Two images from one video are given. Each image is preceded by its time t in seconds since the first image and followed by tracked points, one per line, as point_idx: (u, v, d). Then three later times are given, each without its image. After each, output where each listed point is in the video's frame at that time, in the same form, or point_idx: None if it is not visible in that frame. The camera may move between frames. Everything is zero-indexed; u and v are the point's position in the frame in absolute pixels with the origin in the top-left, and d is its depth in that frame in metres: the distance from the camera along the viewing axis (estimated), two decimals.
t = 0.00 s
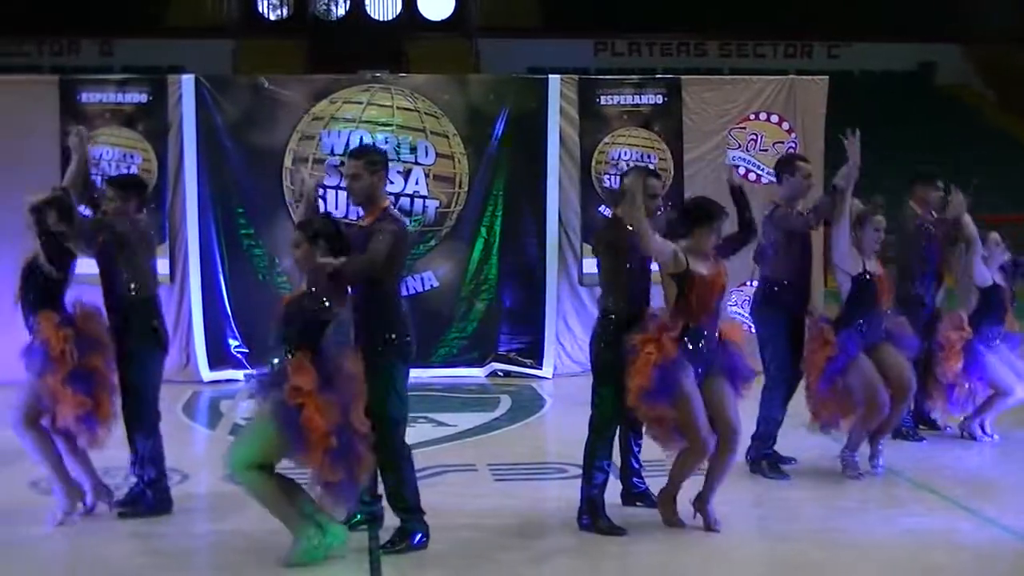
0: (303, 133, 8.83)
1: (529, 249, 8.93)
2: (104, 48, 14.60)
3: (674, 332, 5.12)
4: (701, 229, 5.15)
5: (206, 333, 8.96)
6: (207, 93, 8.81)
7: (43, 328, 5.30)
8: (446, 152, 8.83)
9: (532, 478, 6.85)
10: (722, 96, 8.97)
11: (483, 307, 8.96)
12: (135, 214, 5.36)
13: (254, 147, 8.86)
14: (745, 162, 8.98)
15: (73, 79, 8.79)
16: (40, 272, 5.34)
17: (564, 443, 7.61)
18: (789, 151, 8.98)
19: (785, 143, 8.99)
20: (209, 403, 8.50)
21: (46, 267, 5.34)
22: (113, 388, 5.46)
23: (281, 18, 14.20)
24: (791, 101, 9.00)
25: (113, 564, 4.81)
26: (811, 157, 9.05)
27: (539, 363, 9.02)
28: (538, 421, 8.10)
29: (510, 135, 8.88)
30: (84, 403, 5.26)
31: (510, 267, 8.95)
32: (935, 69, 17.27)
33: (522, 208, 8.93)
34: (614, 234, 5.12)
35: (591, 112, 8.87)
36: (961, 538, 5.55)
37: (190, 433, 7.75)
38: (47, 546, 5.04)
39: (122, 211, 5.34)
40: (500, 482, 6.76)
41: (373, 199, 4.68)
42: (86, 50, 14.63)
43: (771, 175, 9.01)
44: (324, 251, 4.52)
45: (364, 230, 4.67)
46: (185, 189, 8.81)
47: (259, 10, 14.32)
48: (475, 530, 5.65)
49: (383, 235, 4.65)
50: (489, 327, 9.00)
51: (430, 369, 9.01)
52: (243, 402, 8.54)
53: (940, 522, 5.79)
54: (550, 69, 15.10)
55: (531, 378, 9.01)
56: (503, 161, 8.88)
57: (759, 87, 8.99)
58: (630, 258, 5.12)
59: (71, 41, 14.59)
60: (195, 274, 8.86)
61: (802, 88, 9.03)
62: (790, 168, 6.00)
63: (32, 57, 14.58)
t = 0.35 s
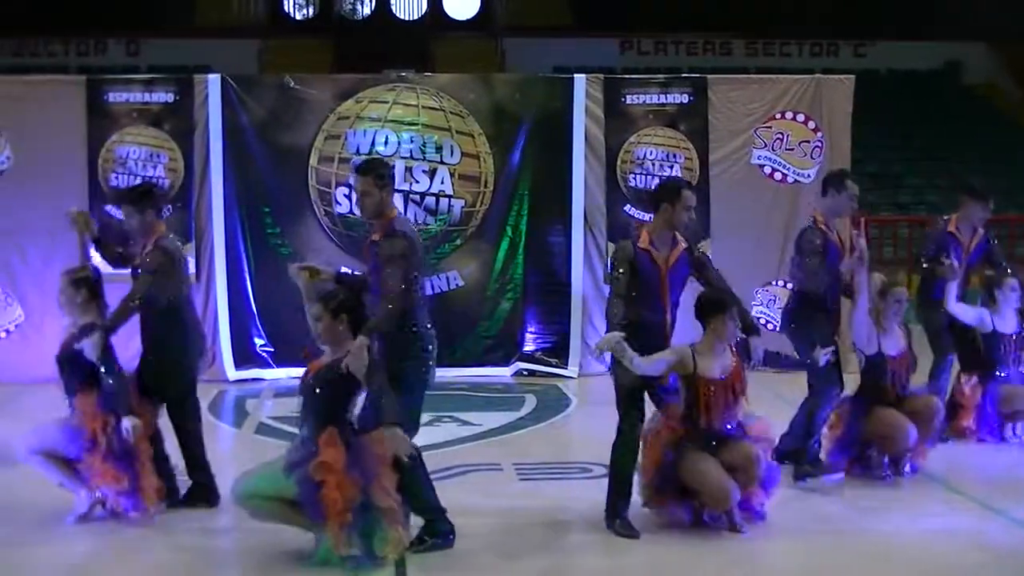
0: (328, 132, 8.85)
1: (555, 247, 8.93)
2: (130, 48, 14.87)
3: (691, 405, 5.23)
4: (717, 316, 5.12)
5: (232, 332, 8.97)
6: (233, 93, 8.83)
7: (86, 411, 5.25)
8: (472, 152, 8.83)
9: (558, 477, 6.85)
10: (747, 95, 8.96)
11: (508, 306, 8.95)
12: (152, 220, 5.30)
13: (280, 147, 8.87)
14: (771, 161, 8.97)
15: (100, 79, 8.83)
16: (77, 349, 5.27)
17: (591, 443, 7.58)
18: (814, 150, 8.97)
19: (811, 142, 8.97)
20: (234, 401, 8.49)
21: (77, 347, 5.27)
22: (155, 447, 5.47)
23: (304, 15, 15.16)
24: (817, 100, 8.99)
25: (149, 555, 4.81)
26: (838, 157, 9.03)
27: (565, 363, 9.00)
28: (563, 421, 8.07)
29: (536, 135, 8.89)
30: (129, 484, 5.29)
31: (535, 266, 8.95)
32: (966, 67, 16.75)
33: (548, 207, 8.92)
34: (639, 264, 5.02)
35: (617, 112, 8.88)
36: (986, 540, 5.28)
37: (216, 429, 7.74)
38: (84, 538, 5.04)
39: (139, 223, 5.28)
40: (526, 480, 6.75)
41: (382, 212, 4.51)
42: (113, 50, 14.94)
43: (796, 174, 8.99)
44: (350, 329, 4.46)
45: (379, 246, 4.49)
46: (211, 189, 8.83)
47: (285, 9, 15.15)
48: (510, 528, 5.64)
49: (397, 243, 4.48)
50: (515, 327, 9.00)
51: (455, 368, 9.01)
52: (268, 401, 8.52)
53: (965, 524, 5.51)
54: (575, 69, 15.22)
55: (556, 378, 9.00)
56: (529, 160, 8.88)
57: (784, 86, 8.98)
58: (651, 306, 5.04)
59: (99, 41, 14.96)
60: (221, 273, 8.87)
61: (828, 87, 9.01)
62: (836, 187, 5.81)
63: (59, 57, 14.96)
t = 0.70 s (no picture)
0: (342, 132, 8.83)
1: (568, 246, 8.93)
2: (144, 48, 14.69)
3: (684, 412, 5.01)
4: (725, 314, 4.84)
5: (246, 332, 8.98)
6: (247, 93, 8.83)
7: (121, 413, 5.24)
8: (485, 151, 8.82)
9: (571, 476, 6.84)
10: (761, 95, 8.95)
11: (523, 305, 8.94)
12: (141, 227, 5.32)
13: (294, 146, 8.86)
14: (784, 161, 8.96)
15: (114, 78, 8.85)
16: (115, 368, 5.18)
17: (604, 443, 7.55)
18: (828, 150, 8.96)
19: (825, 142, 8.96)
20: (247, 401, 8.45)
21: (127, 366, 5.16)
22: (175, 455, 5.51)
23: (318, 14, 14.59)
24: (831, 99, 8.97)
25: (169, 554, 4.80)
26: (851, 157, 9.03)
27: (578, 363, 9.02)
28: (575, 421, 8.06)
29: (550, 134, 8.88)
30: (154, 496, 5.28)
31: (549, 266, 8.95)
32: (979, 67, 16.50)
33: (561, 206, 8.92)
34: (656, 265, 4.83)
35: (630, 112, 8.88)
36: (1001, 538, 5.11)
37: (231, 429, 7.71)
38: (105, 537, 5.03)
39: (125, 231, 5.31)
40: (539, 480, 6.73)
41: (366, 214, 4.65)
42: (127, 50, 14.74)
43: (810, 174, 8.98)
44: (367, 326, 4.42)
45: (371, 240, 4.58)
46: (225, 188, 8.84)
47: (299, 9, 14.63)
48: (528, 526, 5.63)
49: (388, 238, 4.60)
50: (529, 326, 9.00)
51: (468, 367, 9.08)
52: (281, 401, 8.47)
53: (979, 523, 5.33)
54: (587, 68, 14.92)
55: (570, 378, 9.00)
56: (543, 159, 8.87)
57: (798, 86, 8.96)
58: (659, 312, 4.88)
59: (112, 41, 14.73)
60: (235, 272, 8.88)
61: (842, 86, 8.99)
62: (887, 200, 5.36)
63: (73, 57, 14.73)
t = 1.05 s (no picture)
0: (353, 131, 8.80)
1: (579, 246, 8.93)
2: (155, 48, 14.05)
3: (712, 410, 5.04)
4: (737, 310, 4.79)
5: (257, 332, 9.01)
6: (258, 94, 8.82)
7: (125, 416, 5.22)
8: (496, 151, 8.80)
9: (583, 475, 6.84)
10: (771, 94, 8.94)
11: (534, 304, 8.92)
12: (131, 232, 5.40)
13: (304, 146, 8.83)
14: (795, 160, 8.96)
15: (126, 79, 8.87)
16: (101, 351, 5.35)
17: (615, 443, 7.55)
18: (839, 149, 8.96)
19: (836, 142, 8.96)
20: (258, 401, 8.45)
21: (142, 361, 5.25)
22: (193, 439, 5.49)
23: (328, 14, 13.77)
24: (841, 99, 8.97)
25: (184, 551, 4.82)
26: (862, 157, 9.03)
27: (589, 363, 9.04)
28: (586, 421, 8.06)
29: (561, 134, 8.88)
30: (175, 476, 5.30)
31: (561, 266, 8.95)
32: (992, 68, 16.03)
33: (572, 205, 8.93)
34: (698, 260, 4.72)
35: (641, 112, 8.90)
36: (1014, 538, 5.10)
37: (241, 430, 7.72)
38: (118, 535, 5.04)
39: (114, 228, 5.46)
40: (550, 480, 6.73)
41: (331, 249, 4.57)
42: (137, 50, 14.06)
43: (821, 173, 8.99)
44: (361, 330, 4.42)
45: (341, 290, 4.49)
46: (236, 188, 8.86)
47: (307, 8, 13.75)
48: (541, 524, 5.63)
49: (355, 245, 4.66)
50: (540, 327, 8.96)
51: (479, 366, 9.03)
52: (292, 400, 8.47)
53: (991, 523, 5.33)
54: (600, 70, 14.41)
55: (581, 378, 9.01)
56: (554, 159, 8.86)
57: (809, 86, 8.95)
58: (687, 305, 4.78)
59: (123, 41, 14.03)
60: (246, 272, 8.89)
61: (852, 86, 8.99)
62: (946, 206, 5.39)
63: (84, 58, 14.07)
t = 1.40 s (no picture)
0: (370, 131, 8.80)
1: (596, 246, 8.92)
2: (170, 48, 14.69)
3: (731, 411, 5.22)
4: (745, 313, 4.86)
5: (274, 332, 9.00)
6: (276, 94, 8.83)
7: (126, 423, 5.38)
8: (513, 151, 8.81)
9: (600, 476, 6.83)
10: (789, 94, 8.92)
11: (550, 305, 8.94)
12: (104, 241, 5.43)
13: (322, 146, 8.84)
14: (813, 161, 8.94)
15: (144, 78, 8.91)
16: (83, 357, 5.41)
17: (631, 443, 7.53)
18: (858, 149, 8.93)
19: (854, 142, 8.93)
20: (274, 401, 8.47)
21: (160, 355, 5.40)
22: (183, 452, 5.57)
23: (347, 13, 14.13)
24: (861, 98, 8.92)
25: (205, 552, 4.85)
26: (881, 157, 8.97)
27: (607, 363, 9.00)
28: (602, 421, 8.04)
29: (578, 134, 8.88)
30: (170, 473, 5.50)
31: (578, 266, 8.95)
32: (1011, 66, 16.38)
33: (588, 205, 8.91)
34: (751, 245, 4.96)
35: (658, 112, 8.88)
36: None
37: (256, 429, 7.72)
38: (134, 537, 5.05)
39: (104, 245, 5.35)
40: (567, 480, 6.73)
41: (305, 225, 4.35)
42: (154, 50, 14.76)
43: (839, 174, 8.96)
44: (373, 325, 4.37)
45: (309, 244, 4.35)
46: (253, 188, 8.88)
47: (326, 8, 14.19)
48: (562, 525, 5.62)
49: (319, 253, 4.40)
50: (558, 327, 8.99)
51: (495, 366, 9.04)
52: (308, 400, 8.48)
53: (1012, 525, 5.27)
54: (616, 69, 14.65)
55: (598, 378, 8.98)
56: (571, 160, 8.87)
57: (827, 85, 8.93)
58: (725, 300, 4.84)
59: (143, 43, 14.74)
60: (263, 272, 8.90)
61: (871, 85, 8.93)
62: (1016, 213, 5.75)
63: (102, 58, 14.78)
